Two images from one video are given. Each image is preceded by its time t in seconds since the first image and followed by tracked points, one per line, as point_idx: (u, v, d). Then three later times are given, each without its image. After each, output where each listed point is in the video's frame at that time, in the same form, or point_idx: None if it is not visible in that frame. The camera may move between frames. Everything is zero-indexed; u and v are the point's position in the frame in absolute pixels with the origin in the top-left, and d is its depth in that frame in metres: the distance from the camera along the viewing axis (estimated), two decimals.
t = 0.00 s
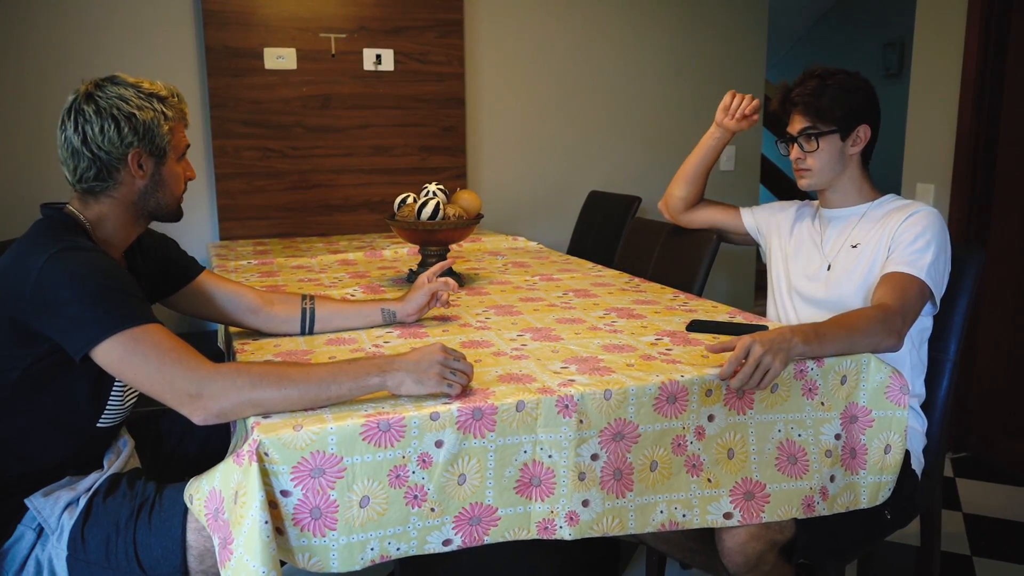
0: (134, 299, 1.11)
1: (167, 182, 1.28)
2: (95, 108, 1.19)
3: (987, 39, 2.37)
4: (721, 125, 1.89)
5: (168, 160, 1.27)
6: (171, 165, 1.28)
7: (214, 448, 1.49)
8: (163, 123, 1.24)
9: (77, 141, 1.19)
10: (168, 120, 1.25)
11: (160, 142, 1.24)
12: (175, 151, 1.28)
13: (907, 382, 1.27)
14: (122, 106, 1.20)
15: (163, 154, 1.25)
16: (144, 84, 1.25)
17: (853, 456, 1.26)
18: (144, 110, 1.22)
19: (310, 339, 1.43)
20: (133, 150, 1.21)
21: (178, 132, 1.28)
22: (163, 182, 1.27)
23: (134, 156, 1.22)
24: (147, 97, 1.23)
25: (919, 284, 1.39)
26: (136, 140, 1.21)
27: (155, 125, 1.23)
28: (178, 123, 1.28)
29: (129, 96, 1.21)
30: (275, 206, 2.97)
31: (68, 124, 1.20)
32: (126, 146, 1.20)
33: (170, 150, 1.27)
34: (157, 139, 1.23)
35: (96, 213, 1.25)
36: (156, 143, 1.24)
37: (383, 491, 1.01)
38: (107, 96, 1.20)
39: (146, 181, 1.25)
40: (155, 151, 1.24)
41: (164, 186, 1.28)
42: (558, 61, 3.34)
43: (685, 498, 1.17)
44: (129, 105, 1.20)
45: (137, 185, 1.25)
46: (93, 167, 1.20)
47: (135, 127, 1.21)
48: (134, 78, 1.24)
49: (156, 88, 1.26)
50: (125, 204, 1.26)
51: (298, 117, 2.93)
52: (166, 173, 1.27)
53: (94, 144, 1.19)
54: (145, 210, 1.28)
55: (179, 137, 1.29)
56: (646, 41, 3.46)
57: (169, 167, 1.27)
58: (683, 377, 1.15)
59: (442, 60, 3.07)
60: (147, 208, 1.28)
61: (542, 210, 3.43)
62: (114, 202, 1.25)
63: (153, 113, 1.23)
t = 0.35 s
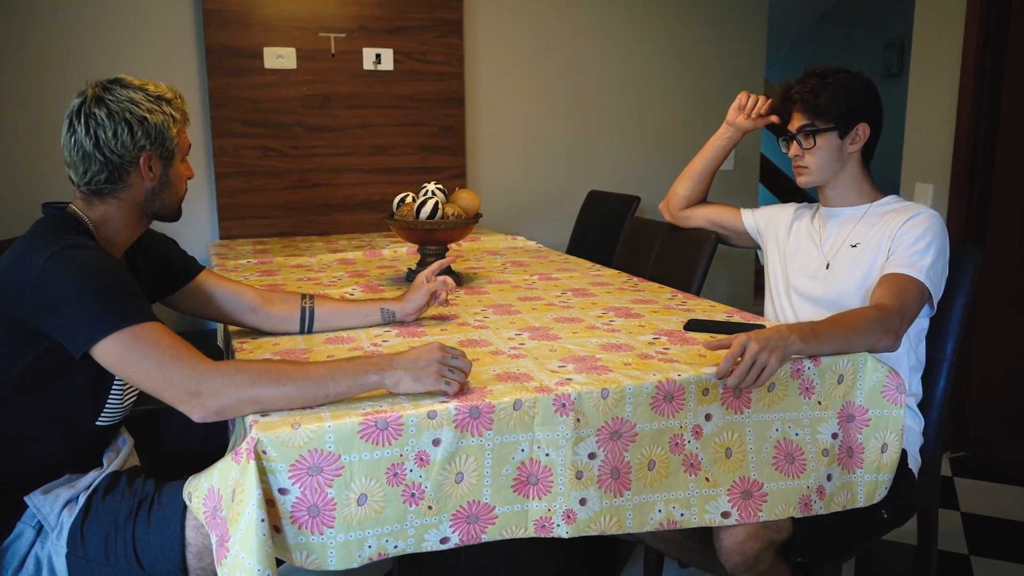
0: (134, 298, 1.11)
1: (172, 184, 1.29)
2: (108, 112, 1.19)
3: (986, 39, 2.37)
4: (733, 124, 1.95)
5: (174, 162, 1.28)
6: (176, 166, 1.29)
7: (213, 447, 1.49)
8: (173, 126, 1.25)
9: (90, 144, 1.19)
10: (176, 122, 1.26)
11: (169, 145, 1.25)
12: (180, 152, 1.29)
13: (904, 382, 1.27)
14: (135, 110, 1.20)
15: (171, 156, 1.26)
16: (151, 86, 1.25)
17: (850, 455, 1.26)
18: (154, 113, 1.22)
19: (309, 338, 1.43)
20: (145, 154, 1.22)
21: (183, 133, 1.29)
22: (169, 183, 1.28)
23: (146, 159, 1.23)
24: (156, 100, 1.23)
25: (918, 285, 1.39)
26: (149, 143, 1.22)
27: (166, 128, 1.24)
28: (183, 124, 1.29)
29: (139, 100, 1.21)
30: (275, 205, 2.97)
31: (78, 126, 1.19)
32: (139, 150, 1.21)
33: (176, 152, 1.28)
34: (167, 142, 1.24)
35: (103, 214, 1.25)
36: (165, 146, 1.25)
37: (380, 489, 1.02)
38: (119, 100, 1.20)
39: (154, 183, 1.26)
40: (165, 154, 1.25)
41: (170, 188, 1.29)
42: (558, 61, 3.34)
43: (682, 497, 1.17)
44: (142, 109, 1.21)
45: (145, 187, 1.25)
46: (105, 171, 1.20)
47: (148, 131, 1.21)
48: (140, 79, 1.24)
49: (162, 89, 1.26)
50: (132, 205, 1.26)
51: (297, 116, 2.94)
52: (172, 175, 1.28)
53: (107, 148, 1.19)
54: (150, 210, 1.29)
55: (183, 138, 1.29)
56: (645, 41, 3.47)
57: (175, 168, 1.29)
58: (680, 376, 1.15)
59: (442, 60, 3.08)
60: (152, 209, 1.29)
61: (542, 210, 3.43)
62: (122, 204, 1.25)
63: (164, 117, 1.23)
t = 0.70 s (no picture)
0: (129, 299, 1.12)
1: (166, 185, 1.29)
2: (98, 113, 1.19)
3: (983, 39, 2.37)
4: (735, 129, 1.96)
5: (167, 163, 1.28)
6: (170, 167, 1.29)
7: (209, 448, 1.49)
8: (164, 126, 1.25)
9: (80, 145, 1.19)
10: (168, 123, 1.26)
11: (160, 146, 1.25)
12: (173, 154, 1.29)
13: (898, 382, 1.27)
14: (125, 110, 1.20)
15: (163, 157, 1.26)
16: (143, 88, 1.25)
17: (844, 455, 1.27)
18: (145, 114, 1.22)
19: (305, 339, 1.43)
20: (136, 154, 1.22)
21: (176, 135, 1.29)
22: (163, 185, 1.28)
23: (137, 160, 1.23)
24: (148, 101, 1.24)
25: (913, 286, 1.40)
26: (139, 144, 1.22)
27: (156, 129, 1.24)
28: (176, 125, 1.29)
29: (129, 101, 1.22)
30: (273, 206, 2.97)
31: (70, 128, 1.20)
32: (129, 150, 1.21)
33: (169, 153, 1.27)
34: (158, 143, 1.24)
35: (97, 215, 1.26)
36: (156, 146, 1.25)
37: (374, 490, 1.02)
38: (109, 101, 1.20)
39: (147, 184, 1.26)
40: (156, 154, 1.25)
41: (164, 189, 1.29)
42: (556, 61, 3.35)
43: (677, 497, 1.18)
44: (131, 110, 1.21)
45: (138, 188, 1.25)
46: (96, 171, 1.20)
47: (139, 132, 1.21)
48: (131, 81, 1.24)
49: (155, 90, 1.27)
50: (125, 207, 1.26)
51: (295, 117, 2.94)
52: (166, 176, 1.28)
53: (97, 149, 1.19)
54: (144, 212, 1.29)
55: (176, 140, 1.29)
56: (643, 41, 3.47)
57: (168, 169, 1.28)
58: (674, 377, 1.16)
59: (441, 61, 3.08)
60: (147, 210, 1.29)
61: (540, 210, 3.44)
62: (116, 206, 1.25)
63: (154, 117, 1.23)
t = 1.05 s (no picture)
0: (125, 298, 1.12)
1: (158, 183, 1.28)
2: (86, 109, 1.20)
3: (981, 40, 2.37)
4: (729, 127, 1.97)
5: (158, 160, 1.27)
6: (161, 165, 1.28)
7: (207, 447, 1.50)
8: (152, 123, 1.25)
9: (68, 141, 1.21)
10: (159, 121, 1.26)
11: (149, 142, 1.25)
12: (165, 152, 1.28)
13: (894, 383, 1.28)
14: (111, 106, 1.21)
15: (153, 154, 1.26)
16: (136, 86, 1.26)
17: (840, 455, 1.27)
18: (134, 110, 1.23)
19: (301, 338, 1.44)
20: (121, 149, 1.22)
21: (169, 133, 1.29)
22: (154, 182, 1.28)
23: (123, 156, 1.23)
24: (137, 98, 1.24)
25: (910, 286, 1.40)
26: (124, 139, 1.22)
27: (144, 125, 1.23)
28: (170, 123, 1.29)
29: (119, 97, 1.22)
30: (272, 205, 2.97)
31: (60, 124, 1.22)
32: (114, 145, 1.21)
33: (160, 150, 1.27)
34: (145, 139, 1.24)
35: (88, 212, 1.26)
36: (145, 143, 1.24)
37: (370, 489, 1.02)
38: (98, 97, 1.21)
39: (136, 181, 1.26)
40: (144, 150, 1.25)
41: (154, 186, 1.28)
42: (555, 61, 3.35)
43: (673, 497, 1.18)
44: (118, 105, 1.21)
45: (126, 184, 1.25)
46: (83, 166, 1.21)
47: (124, 127, 1.22)
48: (126, 79, 1.25)
49: (148, 89, 1.27)
50: (115, 203, 1.26)
51: (295, 116, 2.94)
52: (157, 173, 1.28)
53: (82, 143, 1.20)
54: (137, 210, 1.29)
55: (169, 138, 1.29)
56: (643, 41, 3.47)
57: (160, 167, 1.28)
58: (670, 376, 1.16)
59: (440, 60, 3.08)
60: (138, 207, 1.29)
61: (539, 210, 3.44)
62: (107, 202, 1.26)
63: (142, 113, 1.23)
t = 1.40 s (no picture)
0: (126, 300, 1.12)
1: (156, 184, 1.28)
2: (83, 109, 1.21)
3: (981, 41, 2.37)
4: (731, 129, 1.96)
5: (156, 161, 1.27)
6: (160, 166, 1.28)
7: (207, 447, 1.50)
8: (150, 123, 1.25)
9: (66, 141, 1.21)
10: (156, 121, 1.26)
11: (146, 143, 1.25)
12: (164, 153, 1.29)
13: (893, 384, 1.28)
14: (108, 106, 1.22)
15: (151, 154, 1.26)
16: (135, 87, 1.26)
17: (839, 456, 1.27)
18: (131, 111, 1.23)
19: (301, 339, 1.44)
20: (118, 150, 1.22)
21: (167, 134, 1.29)
22: (152, 183, 1.28)
23: (121, 156, 1.23)
24: (135, 99, 1.25)
25: (909, 288, 1.40)
26: (121, 140, 1.22)
27: (141, 126, 1.24)
28: (168, 125, 1.29)
29: (116, 98, 1.23)
30: (273, 205, 2.98)
31: (59, 124, 1.23)
32: (111, 146, 1.22)
33: (158, 151, 1.27)
34: (143, 140, 1.24)
35: (87, 213, 1.27)
36: (142, 143, 1.24)
37: (369, 490, 1.03)
38: (96, 98, 1.22)
39: (134, 181, 1.26)
40: (142, 151, 1.25)
41: (153, 187, 1.28)
42: (556, 61, 3.35)
43: (671, 497, 1.18)
44: (115, 106, 1.22)
45: (124, 185, 1.26)
46: (81, 166, 1.22)
47: (121, 127, 1.22)
48: (126, 80, 1.26)
49: (148, 91, 1.28)
50: (114, 204, 1.27)
51: (295, 117, 2.95)
52: (155, 174, 1.28)
53: (80, 144, 1.21)
54: (136, 210, 1.29)
55: (168, 139, 1.29)
56: (643, 41, 3.47)
57: (158, 167, 1.28)
58: (669, 378, 1.16)
59: (440, 60, 3.09)
60: (137, 208, 1.29)
61: (540, 210, 3.44)
62: (105, 203, 1.26)
63: (139, 114, 1.24)
